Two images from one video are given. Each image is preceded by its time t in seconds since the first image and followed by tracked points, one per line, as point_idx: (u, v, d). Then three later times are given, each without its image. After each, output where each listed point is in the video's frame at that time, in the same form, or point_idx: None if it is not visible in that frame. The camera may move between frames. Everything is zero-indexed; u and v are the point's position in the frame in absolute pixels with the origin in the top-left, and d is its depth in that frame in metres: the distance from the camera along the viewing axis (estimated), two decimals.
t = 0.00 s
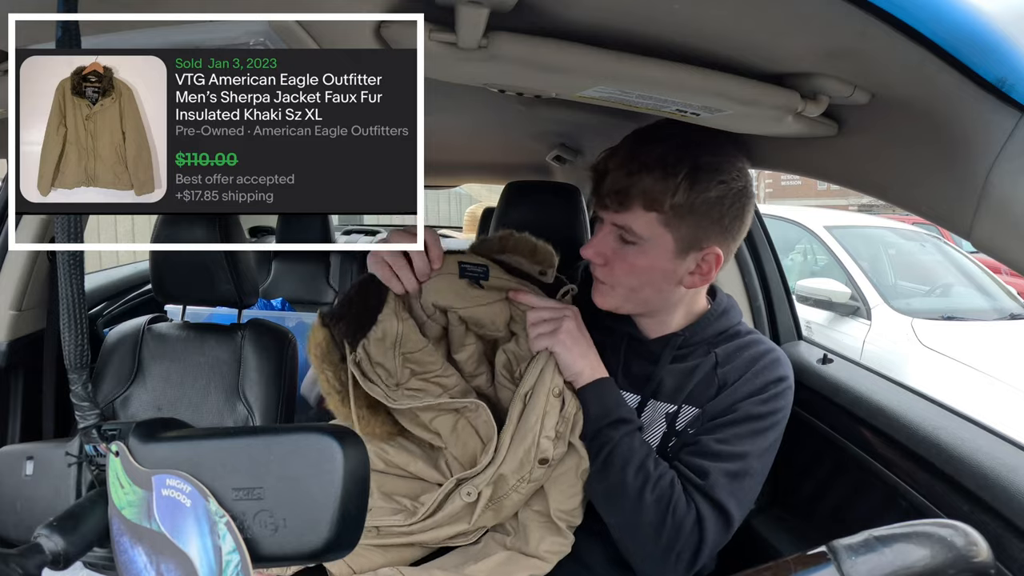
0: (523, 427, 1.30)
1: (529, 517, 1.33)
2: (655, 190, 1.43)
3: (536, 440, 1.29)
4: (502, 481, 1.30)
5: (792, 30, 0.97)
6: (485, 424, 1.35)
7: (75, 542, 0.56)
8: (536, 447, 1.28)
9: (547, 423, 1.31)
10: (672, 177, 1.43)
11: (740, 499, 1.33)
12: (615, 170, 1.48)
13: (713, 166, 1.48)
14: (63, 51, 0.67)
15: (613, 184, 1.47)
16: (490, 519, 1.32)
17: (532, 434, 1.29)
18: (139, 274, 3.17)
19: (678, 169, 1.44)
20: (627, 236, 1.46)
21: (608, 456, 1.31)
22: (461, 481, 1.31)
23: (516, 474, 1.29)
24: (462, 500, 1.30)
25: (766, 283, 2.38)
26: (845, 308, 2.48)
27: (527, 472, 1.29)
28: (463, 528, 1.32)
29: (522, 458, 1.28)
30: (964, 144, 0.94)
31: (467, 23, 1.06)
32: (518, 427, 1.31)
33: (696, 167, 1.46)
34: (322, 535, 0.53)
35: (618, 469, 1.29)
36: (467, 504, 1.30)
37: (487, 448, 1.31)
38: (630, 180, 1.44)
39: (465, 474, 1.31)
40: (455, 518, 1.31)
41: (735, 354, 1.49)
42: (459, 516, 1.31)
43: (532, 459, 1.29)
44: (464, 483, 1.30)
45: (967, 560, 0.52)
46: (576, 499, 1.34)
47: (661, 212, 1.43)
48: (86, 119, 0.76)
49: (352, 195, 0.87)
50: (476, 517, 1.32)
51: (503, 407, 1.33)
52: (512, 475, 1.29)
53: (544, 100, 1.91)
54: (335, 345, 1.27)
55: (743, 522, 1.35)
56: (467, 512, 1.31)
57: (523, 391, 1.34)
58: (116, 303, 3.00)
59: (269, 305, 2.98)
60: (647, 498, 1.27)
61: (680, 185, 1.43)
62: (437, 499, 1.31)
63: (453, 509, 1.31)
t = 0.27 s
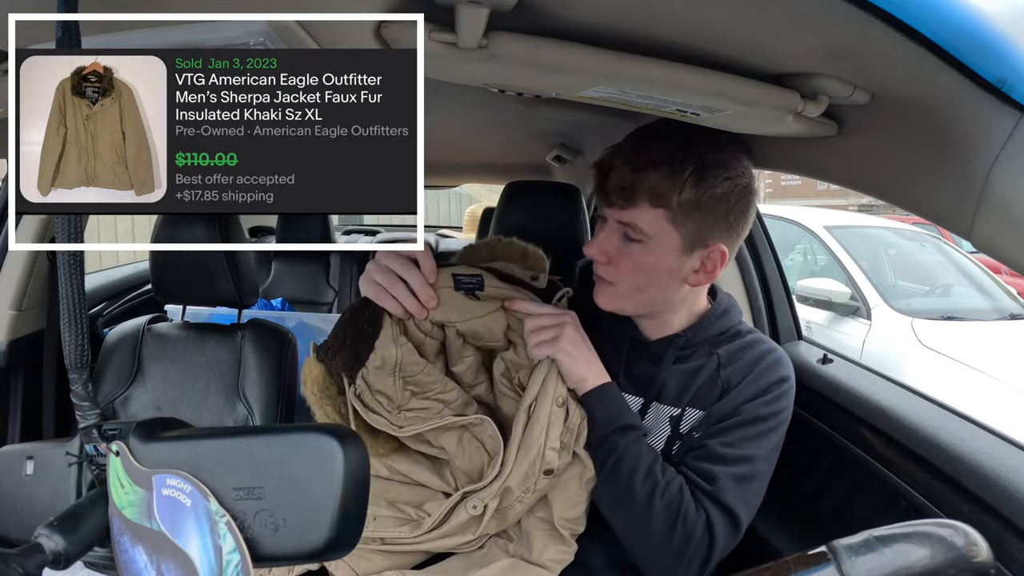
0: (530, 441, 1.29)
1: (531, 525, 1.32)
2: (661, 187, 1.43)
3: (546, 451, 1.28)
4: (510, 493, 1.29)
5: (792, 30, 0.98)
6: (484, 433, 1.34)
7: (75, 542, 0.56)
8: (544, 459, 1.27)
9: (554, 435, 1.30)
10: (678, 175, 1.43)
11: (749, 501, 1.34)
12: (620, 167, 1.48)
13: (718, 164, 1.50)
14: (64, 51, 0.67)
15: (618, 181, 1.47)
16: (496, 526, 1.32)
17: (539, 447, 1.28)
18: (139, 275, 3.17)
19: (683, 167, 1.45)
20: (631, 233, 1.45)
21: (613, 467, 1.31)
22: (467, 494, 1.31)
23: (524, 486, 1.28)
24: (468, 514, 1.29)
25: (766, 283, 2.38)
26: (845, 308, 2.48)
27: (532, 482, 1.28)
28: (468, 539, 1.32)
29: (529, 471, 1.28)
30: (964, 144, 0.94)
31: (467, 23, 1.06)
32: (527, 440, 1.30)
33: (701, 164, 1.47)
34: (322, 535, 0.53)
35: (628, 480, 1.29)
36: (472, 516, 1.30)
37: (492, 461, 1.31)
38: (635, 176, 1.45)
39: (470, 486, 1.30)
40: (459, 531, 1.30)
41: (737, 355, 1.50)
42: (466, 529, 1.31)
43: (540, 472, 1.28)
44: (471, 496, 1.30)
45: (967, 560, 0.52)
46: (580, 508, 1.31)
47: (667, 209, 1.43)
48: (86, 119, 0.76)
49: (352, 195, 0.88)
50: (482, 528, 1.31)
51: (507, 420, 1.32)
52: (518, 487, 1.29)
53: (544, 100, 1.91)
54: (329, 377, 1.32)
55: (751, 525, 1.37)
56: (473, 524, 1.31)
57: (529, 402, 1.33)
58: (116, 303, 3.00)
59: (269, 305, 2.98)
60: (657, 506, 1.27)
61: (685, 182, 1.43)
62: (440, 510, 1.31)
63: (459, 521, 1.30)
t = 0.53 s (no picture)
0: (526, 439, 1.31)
1: (529, 523, 1.32)
2: (651, 186, 1.43)
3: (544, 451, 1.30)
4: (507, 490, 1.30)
5: (791, 30, 0.98)
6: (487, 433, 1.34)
7: (75, 542, 0.56)
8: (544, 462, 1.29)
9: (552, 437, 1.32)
10: (668, 174, 1.44)
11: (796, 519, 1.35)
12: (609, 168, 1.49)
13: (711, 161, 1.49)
14: (64, 51, 0.67)
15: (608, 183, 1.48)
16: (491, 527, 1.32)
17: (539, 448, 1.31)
18: (139, 275, 3.17)
19: (674, 164, 1.45)
20: (623, 234, 1.46)
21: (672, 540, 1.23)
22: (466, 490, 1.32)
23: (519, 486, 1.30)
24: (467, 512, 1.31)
25: (766, 283, 2.37)
26: (845, 308, 2.47)
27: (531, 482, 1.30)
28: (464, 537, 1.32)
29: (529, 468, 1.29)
30: (964, 144, 0.94)
31: (467, 23, 1.06)
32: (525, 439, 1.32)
33: (691, 161, 1.47)
34: (322, 536, 0.53)
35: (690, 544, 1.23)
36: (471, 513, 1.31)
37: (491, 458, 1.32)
38: (624, 176, 1.46)
39: (467, 496, 1.31)
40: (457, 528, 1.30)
41: (742, 362, 1.48)
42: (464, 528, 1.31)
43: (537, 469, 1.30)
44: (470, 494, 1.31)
45: (967, 560, 0.52)
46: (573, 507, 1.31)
47: (658, 208, 1.44)
48: (86, 118, 0.76)
49: (352, 195, 0.87)
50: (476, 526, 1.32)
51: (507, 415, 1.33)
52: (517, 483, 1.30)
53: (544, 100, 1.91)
54: (351, 321, 1.29)
55: (797, 537, 1.40)
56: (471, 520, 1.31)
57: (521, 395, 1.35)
58: (116, 303, 3.00)
59: (269, 305, 2.98)
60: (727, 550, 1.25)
61: (675, 180, 1.44)
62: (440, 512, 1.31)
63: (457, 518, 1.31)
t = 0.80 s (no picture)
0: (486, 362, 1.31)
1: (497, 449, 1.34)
2: (664, 204, 1.41)
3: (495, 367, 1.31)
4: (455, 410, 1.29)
5: (792, 30, 0.98)
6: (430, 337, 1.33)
7: (75, 542, 0.56)
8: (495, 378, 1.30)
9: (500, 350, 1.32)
10: (678, 193, 1.41)
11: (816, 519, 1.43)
12: (614, 187, 1.44)
13: (713, 167, 1.48)
14: (64, 52, 0.67)
15: (615, 204, 1.43)
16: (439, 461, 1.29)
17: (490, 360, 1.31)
18: (139, 275, 3.17)
19: (681, 179, 1.43)
20: (634, 252, 1.43)
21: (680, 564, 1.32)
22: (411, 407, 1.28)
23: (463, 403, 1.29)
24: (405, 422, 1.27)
25: (766, 283, 2.36)
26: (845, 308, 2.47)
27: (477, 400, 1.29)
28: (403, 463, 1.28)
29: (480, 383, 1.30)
30: (965, 144, 0.94)
31: (467, 23, 1.06)
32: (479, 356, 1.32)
33: (696, 174, 1.45)
34: (322, 536, 0.53)
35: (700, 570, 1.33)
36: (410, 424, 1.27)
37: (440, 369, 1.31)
38: (633, 197, 1.41)
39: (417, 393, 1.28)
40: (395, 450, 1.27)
41: (753, 368, 1.50)
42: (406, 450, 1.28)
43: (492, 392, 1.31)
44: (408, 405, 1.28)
45: (967, 560, 0.52)
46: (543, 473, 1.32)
47: (671, 226, 1.41)
48: (86, 119, 0.75)
49: (352, 195, 0.87)
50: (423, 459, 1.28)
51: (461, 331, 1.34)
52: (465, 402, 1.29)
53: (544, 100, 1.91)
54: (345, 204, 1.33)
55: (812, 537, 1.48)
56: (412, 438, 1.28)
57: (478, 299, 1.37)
58: (117, 303, 3.00)
59: (269, 305, 2.97)
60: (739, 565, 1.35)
61: (686, 197, 1.42)
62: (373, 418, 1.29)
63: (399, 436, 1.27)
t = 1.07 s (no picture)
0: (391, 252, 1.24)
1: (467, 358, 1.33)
2: (683, 222, 1.35)
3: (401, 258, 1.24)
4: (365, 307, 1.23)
5: (792, 30, 0.97)
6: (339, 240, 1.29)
7: (75, 542, 0.56)
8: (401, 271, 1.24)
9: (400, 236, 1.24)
10: (699, 214, 1.35)
11: (785, 535, 1.37)
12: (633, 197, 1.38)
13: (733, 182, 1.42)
14: (64, 51, 0.67)
15: (633, 218, 1.37)
16: (358, 365, 1.22)
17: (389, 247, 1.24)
18: (139, 275, 3.17)
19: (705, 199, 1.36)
20: (651, 264, 1.39)
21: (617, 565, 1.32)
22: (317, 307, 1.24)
23: (376, 303, 1.23)
24: (312, 323, 1.23)
25: (766, 282, 2.37)
26: (845, 308, 2.49)
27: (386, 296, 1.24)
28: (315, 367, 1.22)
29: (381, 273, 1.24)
30: (965, 144, 0.94)
31: (467, 24, 1.06)
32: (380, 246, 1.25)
33: (716, 189, 1.39)
34: (322, 537, 0.53)
35: None
36: (320, 327, 1.23)
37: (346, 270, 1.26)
38: (649, 213, 1.36)
39: (325, 301, 1.24)
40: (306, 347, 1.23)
41: (749, 376, 1.47)
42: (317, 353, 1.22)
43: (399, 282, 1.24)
44: (317, 307, 1.24)
45: (967, 560, 0.52)
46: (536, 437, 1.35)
47: (689, 243, 1.36)
48: (85, 118, 0.76)
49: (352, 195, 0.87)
50: (342, 367, 1.21)
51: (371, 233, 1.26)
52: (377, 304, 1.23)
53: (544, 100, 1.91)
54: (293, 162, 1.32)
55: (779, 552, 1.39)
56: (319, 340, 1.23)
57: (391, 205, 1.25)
58: (117, 303, 3.00)
59: (269, 305, 2.97)
60: None
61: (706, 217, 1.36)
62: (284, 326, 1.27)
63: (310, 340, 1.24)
